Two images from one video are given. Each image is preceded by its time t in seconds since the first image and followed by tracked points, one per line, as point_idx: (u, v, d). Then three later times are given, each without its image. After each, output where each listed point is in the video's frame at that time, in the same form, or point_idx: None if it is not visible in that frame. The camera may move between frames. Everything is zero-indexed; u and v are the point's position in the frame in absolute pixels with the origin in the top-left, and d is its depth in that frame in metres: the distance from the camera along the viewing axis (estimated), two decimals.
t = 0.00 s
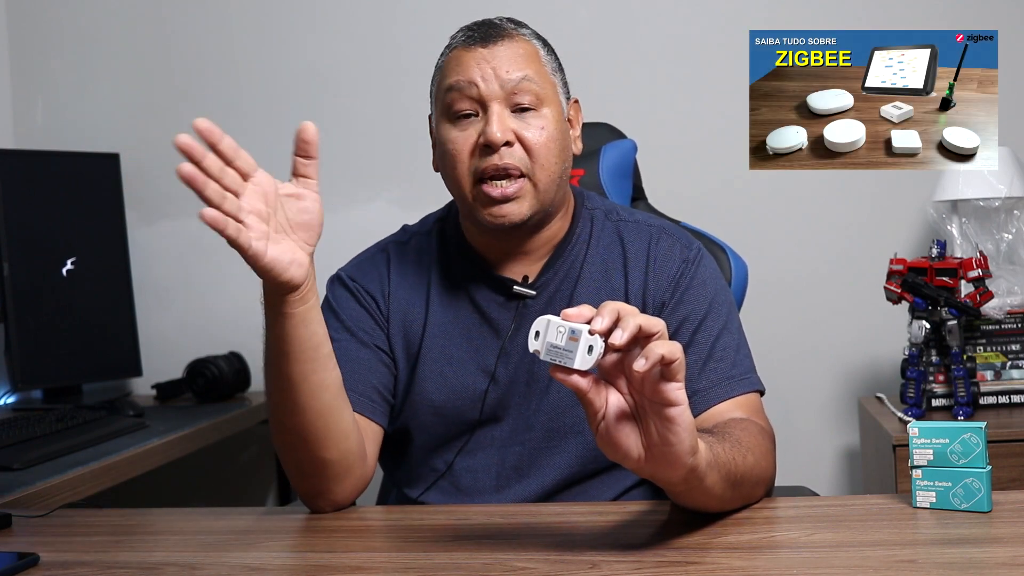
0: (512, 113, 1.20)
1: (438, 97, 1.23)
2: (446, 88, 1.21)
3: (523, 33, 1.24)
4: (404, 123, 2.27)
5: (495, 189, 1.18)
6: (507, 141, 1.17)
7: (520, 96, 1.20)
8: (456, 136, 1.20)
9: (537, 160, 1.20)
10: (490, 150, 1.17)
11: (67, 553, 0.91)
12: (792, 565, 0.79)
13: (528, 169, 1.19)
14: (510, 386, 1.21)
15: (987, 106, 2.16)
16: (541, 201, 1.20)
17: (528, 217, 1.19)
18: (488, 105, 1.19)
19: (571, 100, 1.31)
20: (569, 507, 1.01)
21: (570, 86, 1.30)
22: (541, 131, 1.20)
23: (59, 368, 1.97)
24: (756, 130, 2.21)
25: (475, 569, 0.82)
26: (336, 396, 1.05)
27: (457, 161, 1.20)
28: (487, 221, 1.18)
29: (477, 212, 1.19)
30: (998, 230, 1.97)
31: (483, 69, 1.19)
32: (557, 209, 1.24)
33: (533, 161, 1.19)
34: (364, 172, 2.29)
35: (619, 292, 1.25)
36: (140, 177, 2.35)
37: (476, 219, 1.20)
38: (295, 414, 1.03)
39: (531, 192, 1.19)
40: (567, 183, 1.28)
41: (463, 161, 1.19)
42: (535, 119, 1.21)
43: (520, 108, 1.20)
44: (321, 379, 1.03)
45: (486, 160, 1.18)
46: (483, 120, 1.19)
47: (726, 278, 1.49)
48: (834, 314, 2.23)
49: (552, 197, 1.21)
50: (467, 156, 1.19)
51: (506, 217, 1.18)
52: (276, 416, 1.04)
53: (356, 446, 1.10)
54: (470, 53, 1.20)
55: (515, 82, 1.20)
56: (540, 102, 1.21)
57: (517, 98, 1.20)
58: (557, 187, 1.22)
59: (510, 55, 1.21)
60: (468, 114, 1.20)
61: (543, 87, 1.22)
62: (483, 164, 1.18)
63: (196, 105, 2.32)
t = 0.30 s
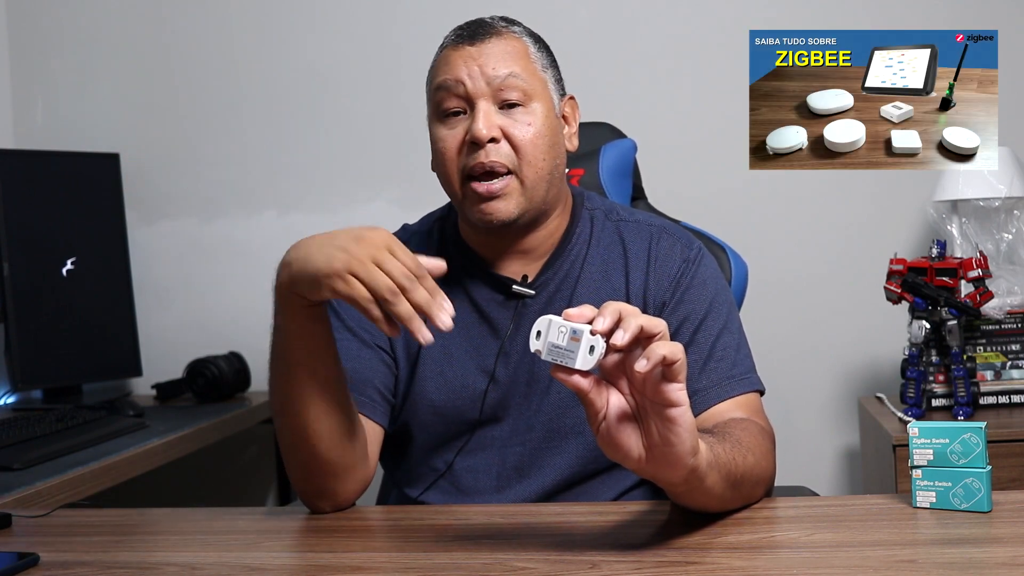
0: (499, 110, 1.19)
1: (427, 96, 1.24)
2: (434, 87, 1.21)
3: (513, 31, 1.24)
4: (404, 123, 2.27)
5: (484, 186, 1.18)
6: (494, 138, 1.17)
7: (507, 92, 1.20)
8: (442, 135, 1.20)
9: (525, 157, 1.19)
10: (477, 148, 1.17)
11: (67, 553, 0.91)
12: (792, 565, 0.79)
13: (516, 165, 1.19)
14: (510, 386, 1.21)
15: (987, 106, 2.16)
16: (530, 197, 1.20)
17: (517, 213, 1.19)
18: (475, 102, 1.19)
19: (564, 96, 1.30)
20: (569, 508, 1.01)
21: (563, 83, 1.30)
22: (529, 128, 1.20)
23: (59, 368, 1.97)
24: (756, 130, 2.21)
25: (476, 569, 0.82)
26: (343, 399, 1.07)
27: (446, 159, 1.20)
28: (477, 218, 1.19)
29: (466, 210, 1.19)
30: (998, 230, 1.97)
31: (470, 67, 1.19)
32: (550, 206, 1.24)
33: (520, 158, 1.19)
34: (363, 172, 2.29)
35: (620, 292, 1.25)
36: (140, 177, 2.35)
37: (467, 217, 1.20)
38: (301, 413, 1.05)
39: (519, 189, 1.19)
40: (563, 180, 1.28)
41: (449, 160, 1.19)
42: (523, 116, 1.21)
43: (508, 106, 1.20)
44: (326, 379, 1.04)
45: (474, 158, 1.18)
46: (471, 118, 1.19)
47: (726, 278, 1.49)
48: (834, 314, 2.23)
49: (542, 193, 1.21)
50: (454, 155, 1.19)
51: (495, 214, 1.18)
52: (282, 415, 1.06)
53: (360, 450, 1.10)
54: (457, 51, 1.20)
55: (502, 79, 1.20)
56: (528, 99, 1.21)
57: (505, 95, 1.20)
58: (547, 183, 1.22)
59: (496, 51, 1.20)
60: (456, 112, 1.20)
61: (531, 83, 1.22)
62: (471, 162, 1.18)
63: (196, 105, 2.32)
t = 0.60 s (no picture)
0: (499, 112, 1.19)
1: (428, 101, 1.24)
2: (433, 91, 1.21)
3: (511, 31, 1.24)
4: (404, 123, 2.27)
5: (485, 188, 1.18)
6: (494, 140, 1.17)
7: (507, 94, 1.20)
8: (443, 140, 1.20)
9: (526, 157, 1.19)
10: (477, 151, 1.17)
11: (67, 553, 0.91)
12: (792, 565, 0.79)
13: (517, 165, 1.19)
14: (512, 386, 1.21)
15: (987, 106, 2.16)
16: (532, 197, 1.20)
17: (519, 214, 1.19)
18: (475, 105, 1.19)
19: (564, 96, 1.30)
20: (569, 508, 1.01)
21: (564, 83, 1.30)
22: (530, 128, 1.19)
23: (59, 368, 1.97)
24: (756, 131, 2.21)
25: (475, 569, 0.82)
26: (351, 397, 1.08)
27: (447, 163, 1.20)
28: (480, 220, 1.19)
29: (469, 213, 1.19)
30: (998, 229, 1.97)
31: (469, 70, 1.19)
32: (553, 205, 1.24)
33: (522, 158, 1.19)
34: (363, 172, 2.29)
35: (621, 292, 1.25)
36: (140, 177, 2.35)
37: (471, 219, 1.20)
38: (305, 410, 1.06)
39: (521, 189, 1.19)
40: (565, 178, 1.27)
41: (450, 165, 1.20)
42: (524, 117, 1.20)
43: (508, 107, 1.20)
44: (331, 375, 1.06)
45: (474, 161, 1.18)
46: (471, 121, 1.19)
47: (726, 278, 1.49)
48: (834, 314, 2.23)
49: (545, 192, 1.21)
50: (456, 159, 1.19)
51: (497, 215, 1.18)
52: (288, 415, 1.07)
53: (364, 451, 1.10)
54: (456, 54, 1.20)
55: (501, 81, 1.19)
56: (528, 99, 1.21)
57: (505, 97, 1.20)
58: (549, 182, 1.22)
59: (494, 53, 1.20)
60: (456, 116, 1.20)
61: (531, 84, 1.21)
62: (471, 165, 1.18)
63: (195, 105, 2.32)
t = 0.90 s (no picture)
0: (517, 114, 1.19)
1: (443, 98, 1.23)
2: (451, 88, 1.21)
3: (530, 34, 1.24)
4: (404, 122, 2.27)
5: (498, 189, 1.17)
6: (512, 143, 1.16)
7: (525, 97, 1.20)
8: (459, 138, 1.19)
9: (541, 162, 1.19)
10: (494, 152, 1.16)
11: (67, 554, 0.91)
12: (792, 565, 0.79)
13: (532, 170, 1.18)
14: (513, 386, 1.21)
15: (987, 106, 2.16)
16: (544, 202, 1.19)
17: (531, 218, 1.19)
18: (493, 106, 1.19)
19: (576, 102, 1.30)
20: (569, 507, 1.01)
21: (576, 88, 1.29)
22: (547, 133, 1.19)
23: (58, 368, 1.97)
24: (755, 130, 2.21)
25: (475, 569, 0.82)
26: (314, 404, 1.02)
27: (461, 162, 1.19)
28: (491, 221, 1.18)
29: (480, 213, 1.18)
30: (998, 229, 1.97)
31: (489, 71, 1.19)
32: (561, 210, 1.24)
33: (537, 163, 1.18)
34: (364, 172, 2.29)
35: (621, 292, 1.25)
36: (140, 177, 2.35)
37: (481, 220, 1.19)
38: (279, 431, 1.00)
39: (534, 194, 1.18)
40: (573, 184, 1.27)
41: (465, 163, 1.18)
42: (540, 121, 1.20)
43: (525, 110, 1.20)
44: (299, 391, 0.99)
45: (490, 162, 1.17)
46: (488, 122, 1.19)
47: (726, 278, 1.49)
48: (834, 314, 2.23)
49: (556, 197, 1.21)
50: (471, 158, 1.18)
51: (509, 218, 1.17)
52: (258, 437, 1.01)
53: (342, 447, 1.08)
54: (477, 53, 1.20)
55: (521, 84, 1.19)
56: (546, 104, 1.21)
57: (523, 100, 1.19)
58: (560, 188, 1.21)
59: (517, 56, 1.20)
60: (473, 115, 1.19)
61: (550, 89, 1.21)
62: (487, 166, 1.17)
63: (195, 105, 2.31)
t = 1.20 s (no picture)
0: (525, 121, 1.19)
1: (449, 100, 1.23)
2: (459, 92, 1.21)
3: (536, 38, 1.24)
4: (404, 122, 2.27)
5: (506, 195, 1.17)
6: (521, 150, 1.16)
7: (534, 104, 1.19)
8: (466, 142, 1.19)
9: (549, 169, 1.19)
10: (502, 159, 1.16)
11: (67, 553, 0.91)
12: (792, 565, 0.79)
13: (540, 176, 1.18)
14: (514, 387, 1.21)
15: (987, 107, 2.16)
16: (550, 209, 1.20)
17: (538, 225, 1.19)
18: (501, 112, 1.19)
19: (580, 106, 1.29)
20: (569, 508, 1.01)
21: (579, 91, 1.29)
22: (554, 140, 1.19)
23: (58, 368, 1.97)
24: (755, 130, 2.21)
25: (475, 569, 0.82)
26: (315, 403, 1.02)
27: (468, 167, 1.19)
28: (498, 227, 1.18)
29: (487, 219, 1.18)
30: (998, 229, 1.97)
31: (498, 76, 1.19)
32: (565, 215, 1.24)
33: (545, 170, 1.19)
34: (364, 172, 2.29)
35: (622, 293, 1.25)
36: (140, 177, 2.35)
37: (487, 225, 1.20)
38: (283, 431, 1.00)
39: (541, 201, 1.19)
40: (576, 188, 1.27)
41: (473, 168, 1.18)
42: (548, 128, 1.20)
43: (533, 116, 1.20)
44: (302, 393, 0.99)
45: (498, 168, 1.17)
46: (496, 128, 1.18)
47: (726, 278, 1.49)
48: (833, 314, 2.23)
49: (561, 204, 1.21)
50: (479, 163, 1.18)
51: (516, 225, 1.17)
52: (262, 437, 1.01)
53: (343, 447, 1.08)
54: (485, 58, 1.19)
55: (530, 91, 1.19)
56: (554, 111, 1.21)
57: (532, 107, 1.19)
58: (566, 194, 1.22)
59: (526, 62, 1.20)
60: (481, 121, 1.19)
61: (557, 95, 1.21)
62: (495, 172, 1.17)
63: (196, 105, 2.31)
